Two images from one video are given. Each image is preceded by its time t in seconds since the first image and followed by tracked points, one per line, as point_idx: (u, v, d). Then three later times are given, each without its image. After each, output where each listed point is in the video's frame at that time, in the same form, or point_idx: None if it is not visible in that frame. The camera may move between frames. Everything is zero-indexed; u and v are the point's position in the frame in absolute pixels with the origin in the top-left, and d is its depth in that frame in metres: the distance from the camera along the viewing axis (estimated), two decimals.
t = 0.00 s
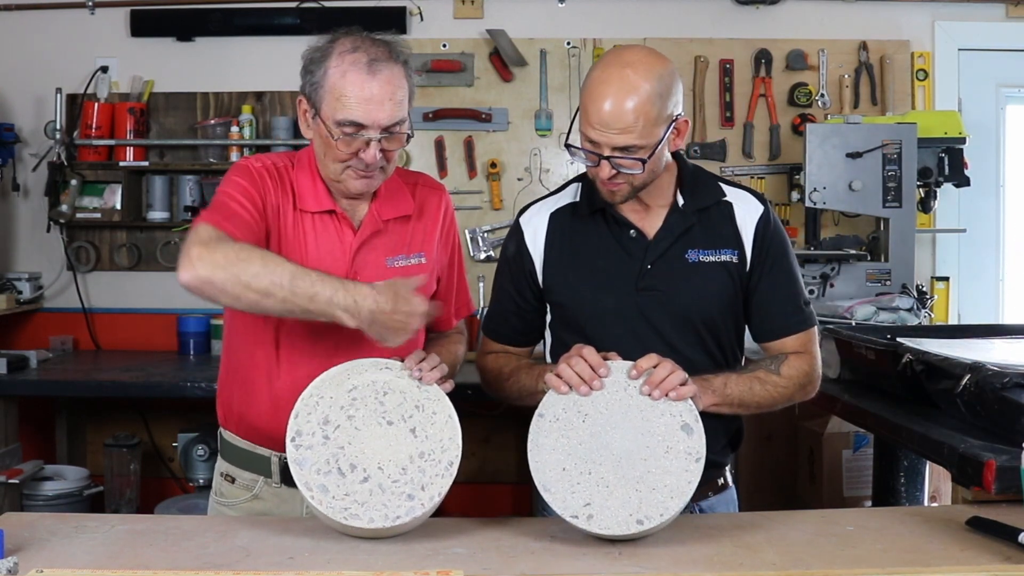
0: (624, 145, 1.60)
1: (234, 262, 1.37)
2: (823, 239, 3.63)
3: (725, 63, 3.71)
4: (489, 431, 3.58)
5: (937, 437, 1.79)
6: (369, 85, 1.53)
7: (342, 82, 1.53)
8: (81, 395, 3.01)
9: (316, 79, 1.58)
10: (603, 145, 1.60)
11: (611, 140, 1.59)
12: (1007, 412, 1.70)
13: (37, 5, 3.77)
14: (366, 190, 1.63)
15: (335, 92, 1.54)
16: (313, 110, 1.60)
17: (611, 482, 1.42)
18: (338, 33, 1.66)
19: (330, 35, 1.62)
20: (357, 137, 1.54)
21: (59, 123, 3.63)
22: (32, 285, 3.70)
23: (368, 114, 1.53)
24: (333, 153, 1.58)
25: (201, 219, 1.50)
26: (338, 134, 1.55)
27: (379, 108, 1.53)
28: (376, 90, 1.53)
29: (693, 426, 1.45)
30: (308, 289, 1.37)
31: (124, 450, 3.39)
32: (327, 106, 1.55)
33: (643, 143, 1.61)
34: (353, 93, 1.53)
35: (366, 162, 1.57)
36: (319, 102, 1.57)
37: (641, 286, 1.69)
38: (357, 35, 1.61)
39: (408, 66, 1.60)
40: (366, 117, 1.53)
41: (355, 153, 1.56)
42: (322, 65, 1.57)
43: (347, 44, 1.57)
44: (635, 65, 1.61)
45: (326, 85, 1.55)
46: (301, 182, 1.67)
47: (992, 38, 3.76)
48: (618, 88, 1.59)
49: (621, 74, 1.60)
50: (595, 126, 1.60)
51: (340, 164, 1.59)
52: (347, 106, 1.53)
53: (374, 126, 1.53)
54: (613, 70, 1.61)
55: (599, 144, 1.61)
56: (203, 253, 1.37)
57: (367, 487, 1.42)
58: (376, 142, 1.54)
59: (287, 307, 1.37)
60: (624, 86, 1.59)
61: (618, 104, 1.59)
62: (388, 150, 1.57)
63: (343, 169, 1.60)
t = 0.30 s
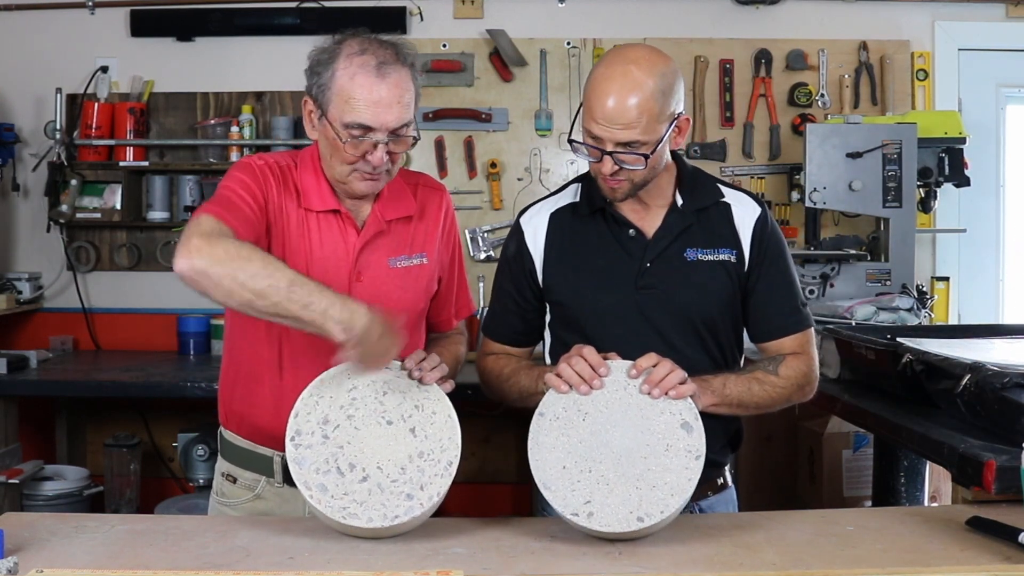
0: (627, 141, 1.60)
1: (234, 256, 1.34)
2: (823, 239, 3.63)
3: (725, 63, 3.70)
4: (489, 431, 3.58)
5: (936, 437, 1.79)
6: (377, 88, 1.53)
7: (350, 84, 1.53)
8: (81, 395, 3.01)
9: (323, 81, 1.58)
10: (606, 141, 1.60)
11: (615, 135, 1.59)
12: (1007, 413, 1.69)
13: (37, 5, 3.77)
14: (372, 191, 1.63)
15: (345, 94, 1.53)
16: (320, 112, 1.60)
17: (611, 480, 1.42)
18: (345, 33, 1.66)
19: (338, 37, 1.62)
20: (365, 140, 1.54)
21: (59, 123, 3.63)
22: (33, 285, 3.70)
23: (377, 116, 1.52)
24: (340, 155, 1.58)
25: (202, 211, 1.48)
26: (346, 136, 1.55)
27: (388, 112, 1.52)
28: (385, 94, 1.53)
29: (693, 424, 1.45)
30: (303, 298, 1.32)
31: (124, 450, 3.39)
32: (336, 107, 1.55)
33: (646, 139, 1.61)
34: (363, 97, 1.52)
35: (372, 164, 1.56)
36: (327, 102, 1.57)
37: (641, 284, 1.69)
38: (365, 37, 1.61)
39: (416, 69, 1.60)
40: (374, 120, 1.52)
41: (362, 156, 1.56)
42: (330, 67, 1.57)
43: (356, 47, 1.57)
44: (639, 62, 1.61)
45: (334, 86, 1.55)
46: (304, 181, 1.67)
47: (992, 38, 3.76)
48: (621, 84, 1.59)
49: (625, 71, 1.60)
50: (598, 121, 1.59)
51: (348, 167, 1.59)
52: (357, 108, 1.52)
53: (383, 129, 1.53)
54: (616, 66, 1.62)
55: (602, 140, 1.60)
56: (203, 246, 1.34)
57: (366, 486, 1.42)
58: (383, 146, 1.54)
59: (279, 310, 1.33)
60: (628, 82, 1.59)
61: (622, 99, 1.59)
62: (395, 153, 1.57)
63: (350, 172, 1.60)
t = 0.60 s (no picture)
0: (627, 143, 1.60)
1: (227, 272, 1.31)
2: (823, 239, 3.63)
3: (725, 63, 3.70)
4: (489, 431, 3.58)
5: (936, 437, 1.79)
6: (384, 50, 1.66)
7: (360, 52, 1.64)
8: (81, 395, 3.01)
9: (327, 64, 1.64)
10: (607, 145, 1.60)
11: (615, 139, 1.59)
12: (1007, 413, 1.69)
13: (36, 5, 3.77)
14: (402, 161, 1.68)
15: (360, 62, 1.63)
16: (331, 93, 1.64)
17: (611, 479, 1.42)
18: (301, 46, 1.73)
19: (305, 42, 1.71)
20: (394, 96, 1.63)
21: (59, 123, 3.63)
22: (32, 285, 3.70)
23: (396, 70, 1.65)
24: (373, 125, 1.63)
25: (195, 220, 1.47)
26: (377, 98, 1.62)
27: (403, 69, 1.66)
28: (393, 54, 1.66)
29: (692, 423, 1.45)
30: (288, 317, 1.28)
31: (124, 450, 3.39)
32: (356, 76, 1.62)
33: (646, 141, 1.61)
34: (377, 57, 1.64)
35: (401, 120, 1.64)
36: (343, 78, 1.63)
37: (640, 284, 1.69)
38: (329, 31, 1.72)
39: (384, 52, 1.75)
40: (397, 76, 1.65)
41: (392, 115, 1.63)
42: (329, 51, 1.65)
43: (339, 28, 1.68)
44: (637, 65, 1.61)
45: (344, 60, 1.63)
46: (301, 182, 1.67)
47: (992, 38, 3.76)
48: (620, 88, 1.59)
49: (624, 74, 1.60)
50: (598, 125, 1.59)
51: (382, 136, 1.63)
52: (377, 67, 1.63)
53: (406, 85, 1.65)
54: (614, 70, 1.61)
55: (603, 143, 1.61)
56: (196, 256, 1.33)
57: (365, 487, 1.42)
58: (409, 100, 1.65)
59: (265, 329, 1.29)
60: (627, 86, 1.59)
61: (621, 102, 1.59)
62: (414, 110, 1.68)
63: (384, 142, 1.64)
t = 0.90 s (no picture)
0: (628, 132, 1.60)
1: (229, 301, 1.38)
2: (823, 239, 3.63)
3: (725, 63, 3.70)
4: (489, 431, 3.58)
5: (936, 437, 1.79)
6: (374, 50, 1.65)
7: (348, 52, 1.64)
8: (81, 395, 3.01)
9: (316, 67, 1.64)
10: (608, 135, 1.60)
11: (616, 129, 1.59)
12: (1007, 413, 1.69)
13: (36, 5, 3.77)
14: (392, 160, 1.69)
15: (350, 63, 1.63)
16: (321, 95, 1.63)
17: (611, 479, 1.42)
18: (286, 47, 1.72)
19: (292, 41, 1.70)
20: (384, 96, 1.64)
21: (58, 123, 3.63)
22: (32, 285, 3.70)
23: (385, 71, 1.65)
24: (364, 126, 1.63)
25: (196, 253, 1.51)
26: (368, 99, 1.63)
27: (392, 68, 1.66)
28: (381, 54, 1.66)
29: (692, 422, 1.44)
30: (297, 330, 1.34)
31: (124, 450, 3.39)
32: (347, 78, 1.62)
33: (647, 131, 1.61)
34: (365, 57, 1.64)
35: (392, 120, 1.64)
36: (333, 80, 1.63)
37: (639, 284, 1.69)
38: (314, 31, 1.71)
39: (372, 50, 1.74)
40: (387, 75, 1.65)
41: (384, 117, 1.64)
42: (317, 53, 1.64)
43: (325, 29, 1.66)
44: (638, 55, 1.62)
45: (333, 62, 1.63)
46: (291, 184, 1.67)
47: (992, 38, 3.76)
48: (622, 78, 1.59)
49: (625, 64, 1.60)
50: (599, 115, 1.60)
51: (372, 137, 1.64)
52: (367, 68, 1.63)
53: (395, 84, 1.66)
54: (615, 60, 1.62)
55: (604, 132, 1.61)
56: (203, 292, 1.40)
57: (364, 487, 1.42)
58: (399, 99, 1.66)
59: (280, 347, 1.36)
60: (628, 76, 1.59)
61: (622, 91, 1.59)
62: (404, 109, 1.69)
63: (375, 142, 1.65)
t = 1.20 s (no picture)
0: (627, 129, 1.60)
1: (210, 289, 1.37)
2: (823, 239, 3.64)
3: (725, 63, 3.70)
4: (488, 431, 3.58)
5: (936, 437, 1.79)
6: (376, 53, 1.65)
7: (351, 53, 1.63)
8: (81, 395, 3.01)
9: (317, 69, 1.64)
10: (606, 132, 1.60)
11: (614, 125, 1.59)
12: (1007, 413, 1.69)
13: (36, 5, 3.77)
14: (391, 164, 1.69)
15: (352, 66, 1.62)
16: (322, 97, 1.63)
17: (611, 479, 1.42)
18: (289, 48, 1.73)
19: (296, 42, 1.70)
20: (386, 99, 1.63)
21: (59, 123, 3.63)
22: (32, 285, 3.70)
23: (387, 74, 1.64)
24: (363, 129, 1.63)
25: (180, 243, 1.50)
26: (369, 103, 1.62)
27: (394, 71, 1.65)
28: (384, 56, 1.65)
29: (693, 423, 1.45)
30: (283, 311, 1.36)
31: (124, 450, 3.39)
32: (348, 81, 1.62)
33: (646, 127, 1.61)
34: (368, 60, 1.63)
35: (393, 123, 1.64)
36: (335, 83, 1.62)
37: (641, 283, 1.69)
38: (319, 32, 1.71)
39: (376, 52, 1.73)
40: (389, 80, 1.64)
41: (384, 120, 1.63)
42: (319, 55, 1.64)
43: (328, 31, 1.67)
44: (636, 53, 1.62)
45: (335, 65, 1.63)
46: (291, 185, 1.67)
47: (992, 38, 3.76)
48: (620, 76, 1.60)
49: (623, 62, 1.61)
50: (598, 112, 1.60)
51: (372, 140, 1.64)
52: (369, 72, 1.62)
53: (397, 88, 1.65)
54: (614, 58, 1.62)
55: (603, 130, 1.61)
56: (178, 281, 1.38)
57: (362, 486, 1.42)
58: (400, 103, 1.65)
59: (267, 330, 1.38)
60: (627, 74, 1.60)
61: (620, 89, 1.59)
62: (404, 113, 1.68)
63: (374, 146, 1.64)
